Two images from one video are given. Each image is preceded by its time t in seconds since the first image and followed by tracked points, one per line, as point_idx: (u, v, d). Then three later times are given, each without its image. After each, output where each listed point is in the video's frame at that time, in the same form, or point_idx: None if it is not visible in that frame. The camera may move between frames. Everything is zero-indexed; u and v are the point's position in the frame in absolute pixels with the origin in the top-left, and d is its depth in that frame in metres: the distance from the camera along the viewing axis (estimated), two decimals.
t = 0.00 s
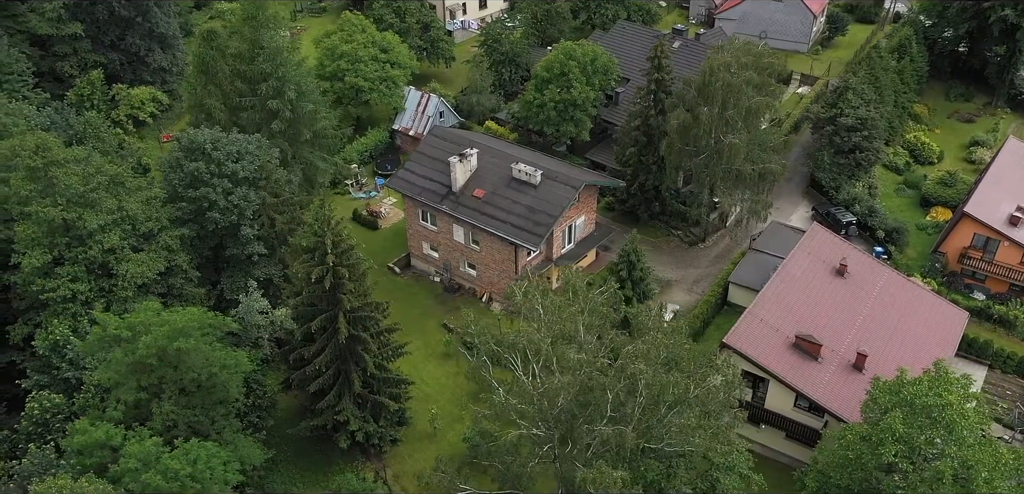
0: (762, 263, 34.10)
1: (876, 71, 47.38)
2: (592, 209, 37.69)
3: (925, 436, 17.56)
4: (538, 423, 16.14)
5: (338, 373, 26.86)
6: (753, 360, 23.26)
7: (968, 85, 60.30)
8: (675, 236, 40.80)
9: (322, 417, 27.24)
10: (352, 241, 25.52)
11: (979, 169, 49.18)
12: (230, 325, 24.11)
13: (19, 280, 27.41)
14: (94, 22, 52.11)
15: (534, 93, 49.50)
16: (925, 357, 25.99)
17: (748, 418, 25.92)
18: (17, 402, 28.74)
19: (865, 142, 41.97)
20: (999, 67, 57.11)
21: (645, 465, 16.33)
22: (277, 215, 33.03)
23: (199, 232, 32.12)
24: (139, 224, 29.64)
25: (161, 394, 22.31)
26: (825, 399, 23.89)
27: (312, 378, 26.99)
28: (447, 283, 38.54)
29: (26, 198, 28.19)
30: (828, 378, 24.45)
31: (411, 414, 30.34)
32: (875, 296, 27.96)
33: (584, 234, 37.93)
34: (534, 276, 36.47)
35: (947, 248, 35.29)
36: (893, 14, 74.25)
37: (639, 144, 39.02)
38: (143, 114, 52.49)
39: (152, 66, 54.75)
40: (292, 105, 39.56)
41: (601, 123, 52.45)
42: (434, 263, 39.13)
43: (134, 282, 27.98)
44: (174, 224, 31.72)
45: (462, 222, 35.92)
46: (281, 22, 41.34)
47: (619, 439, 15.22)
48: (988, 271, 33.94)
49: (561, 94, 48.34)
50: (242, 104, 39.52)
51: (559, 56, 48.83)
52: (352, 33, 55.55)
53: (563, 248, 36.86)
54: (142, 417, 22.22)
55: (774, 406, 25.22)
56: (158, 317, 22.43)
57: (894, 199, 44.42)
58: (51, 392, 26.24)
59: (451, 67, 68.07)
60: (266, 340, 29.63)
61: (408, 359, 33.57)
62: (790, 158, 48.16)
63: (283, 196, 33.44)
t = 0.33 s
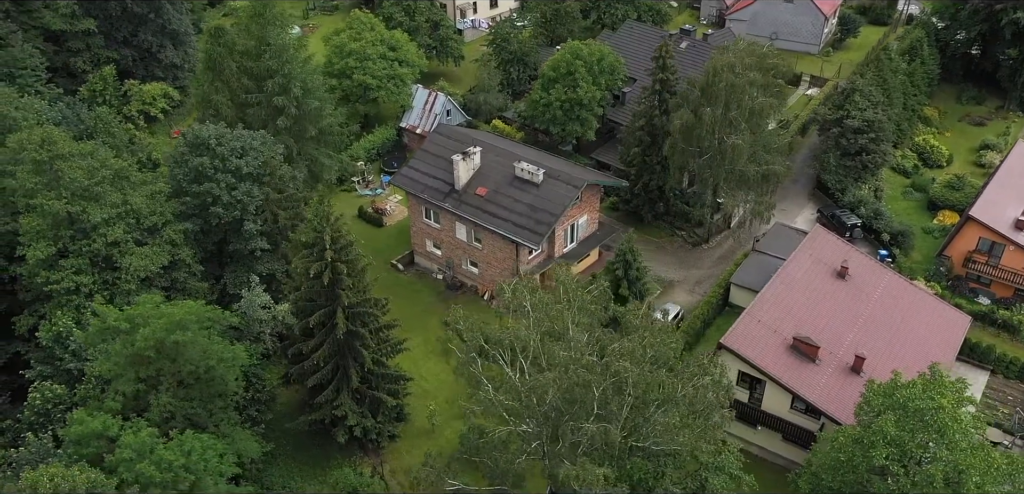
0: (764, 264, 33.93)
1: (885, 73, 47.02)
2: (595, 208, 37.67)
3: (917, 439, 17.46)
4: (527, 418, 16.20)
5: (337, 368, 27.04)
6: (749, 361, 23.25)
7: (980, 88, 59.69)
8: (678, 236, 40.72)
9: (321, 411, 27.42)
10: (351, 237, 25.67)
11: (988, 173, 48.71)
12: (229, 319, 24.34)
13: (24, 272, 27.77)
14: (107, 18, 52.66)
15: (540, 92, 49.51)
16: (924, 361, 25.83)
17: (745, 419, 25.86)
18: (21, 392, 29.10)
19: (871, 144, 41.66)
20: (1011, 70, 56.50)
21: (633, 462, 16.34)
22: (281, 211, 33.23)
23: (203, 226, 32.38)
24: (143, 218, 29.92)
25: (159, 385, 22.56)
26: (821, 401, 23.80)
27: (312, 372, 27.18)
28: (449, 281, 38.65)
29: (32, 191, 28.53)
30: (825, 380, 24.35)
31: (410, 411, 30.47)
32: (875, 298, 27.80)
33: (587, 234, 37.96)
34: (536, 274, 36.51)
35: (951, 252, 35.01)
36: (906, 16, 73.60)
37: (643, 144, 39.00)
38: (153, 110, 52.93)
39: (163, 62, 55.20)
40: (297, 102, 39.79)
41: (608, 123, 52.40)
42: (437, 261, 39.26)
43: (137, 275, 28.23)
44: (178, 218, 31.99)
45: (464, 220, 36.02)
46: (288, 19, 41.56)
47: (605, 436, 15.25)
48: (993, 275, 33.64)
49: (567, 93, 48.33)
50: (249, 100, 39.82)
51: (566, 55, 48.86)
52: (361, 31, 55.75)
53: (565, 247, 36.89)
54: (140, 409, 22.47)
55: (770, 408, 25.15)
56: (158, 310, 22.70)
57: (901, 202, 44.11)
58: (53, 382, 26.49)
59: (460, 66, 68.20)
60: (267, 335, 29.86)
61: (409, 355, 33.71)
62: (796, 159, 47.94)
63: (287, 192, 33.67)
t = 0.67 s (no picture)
0: (766, 265, 33.74)
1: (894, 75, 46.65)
2: (598, 208, 37.67)
3: (908, 442, 17.37)
4: (515, 416, 16.26)
5: (335, 364, 27.21)
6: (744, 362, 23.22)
7: (993, 91, 59.06)
8: (682, 237, 40.59)
9: (319, 406, 27.60)
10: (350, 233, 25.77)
11: (998, 177, 48.22)
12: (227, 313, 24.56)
13: (30, 264, 28.13)
14: (120, 14, 53.19)
15: (547, 91, 49.52)
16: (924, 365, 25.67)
17: (742, 420, 25.84)
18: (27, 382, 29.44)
19: (878, 147, 41.33)
20: None
21: (620, 460, 16.36)
22: (284, 207, 33.44)
23: (206, 221, 32.66)
24: (147, 212, 30.20)
25: (158, 377, 22.83)
26: (818, 404, 23.70)
27: (310, 367, 27.36)
28: (452, 279, 38.76)
29: (38, 184, 28.85)
30: (822, 383, 24.25)
31: (409, 407, 30.61)
32: (876, 302, 27.64)
33: (589, 233, 37.94)
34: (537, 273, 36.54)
35: (957, 256, 34.72)
36: (920, 18, 72.93)
37: (648, 144, 38.99)
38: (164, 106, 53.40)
39: (175, 58, 55.66)
40: (303, 99, 40.02)
41: (615, 123, 52.35)
42: (441, 259, 39.39)
43: (140, 269, 28.52)
44: (182, 213, 32.28)
45: (466, 218, 36.12)
46: (296, 17, 41.76)
47: (592, 433, 15.30)
48: (999, 280, 33.32)
49: (574, 93, 48.31)
50: (255, 97, 40.09)
51: (573, 55, 48.88)
52: (370, 29, 55.97)
53: (567, 246, 36.91)
54: (138, 400, 22.75)
55: (767, 409, 25.10)
56: (157, 302, 22.97)
57: (908, 206, 43.75)
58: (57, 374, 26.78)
59: (469, 65, 68.33)
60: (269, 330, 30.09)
61: (409, 352, 33.85)
62: (804, 161, 47.66)
63: (290, 189, 33.86)
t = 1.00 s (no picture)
0: (768, 267, 33.57)
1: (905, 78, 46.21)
2: (602, 207, 37.67)
3: (899, 445, 17.41)
4: (503, 412, 16.32)
5: (335, 358, 27.41)
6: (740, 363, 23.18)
7: (1008, 95, 58.33)
8: (687, 238, 40.50)
9: (318, 401, 27.81)
10: (350, 228, 25.97)
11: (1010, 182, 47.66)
12: (227, 305, 24.82)
13: (37, 256, 28.52)
14: (135, 10, 53.75)
15: (555, 90, 49.53)
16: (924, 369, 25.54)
17: (738, 421, 25.76)
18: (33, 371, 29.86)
19: (886, 150, 41.05)
20: None
21: (607, 457, 16.41)
22: (289, 202, 33.65)
23: (212, 215, 32.96)
24: (153, 206, 30.53)
25: (158, 368, 23.16)
26: (815, 406, 23.60)
27: (310, 362, 27.58)
28: (455, 276, 38.89)
29: (46, 176, 29.23)
30: (820, 386, 24.15)
31: (408, 403, 30.77)
32: (877, 304, 27.49)
33: (593, 233, 37.93)
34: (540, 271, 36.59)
35: (962, 261, 34.45)
36: (936, 21, 72.14)
37: (653, 144, 38.96)
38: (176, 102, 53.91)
39: (189, 54, 56.21)
40: (311, 96, 40.29)
41: (623, 123, 52.26)
42: (445, 256, 39.57)
43: (145, 261, 28.82)
44: (188, 207, 32.60)
45: (470, 216, 36.24)
46: (304, 14, 41.99)
47: (578, 430, 15.38)
48: (1005, 285, 32.98)
49: (581, 92, 48.30)
50: (263, 93, 40.41)
51: (581, 54, 48.87)
52: (380, 27, 56.19)
53: (570, 245, 36.92)
54: (137, 391, 23.01)
55: (764, 411, 25.00)
56: (158, 294, 23.33)
57: (916, 209, 43.37)
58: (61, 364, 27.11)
59: (480, 64, 68.44)
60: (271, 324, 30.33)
61: (410, 348, 34.00)
62: (812, 163, 47.40)
63: (295, 184, 34.14)
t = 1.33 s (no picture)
0: (771, 269, 33.42)
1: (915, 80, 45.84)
2: (605, 207, 37.66)
3: (890, 449, 17.37)
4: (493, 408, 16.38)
5: (334, 353, 27.56)
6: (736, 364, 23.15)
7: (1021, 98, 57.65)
8: (691, 239, 40.44)
9: (317, 395, 27.98)
10: (350, 224, 26.12)
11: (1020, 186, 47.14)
12: (227, 299, 25.05)
13: (43, 248, 28.87)
14: (148, 7, 54.21)
15: (561, 90, 49.51)
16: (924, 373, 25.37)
17: (735, 422, 25.73)
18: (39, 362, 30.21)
19: (893, 152, 40.78)
20: None
21: (596, 454, 16.43)
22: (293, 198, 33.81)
23: (216, 210, 33.23)
24: (158, 200, 30.82)
25: (158, 361, 23.41)
26: (811, 409, 23.51)
27: (310, 356, 27.76)
28: (458, 274, 39.03)
29: (52, 170, 29.56)
30: (817, 388, 24.04)
31: (407, 399, 30.89)
32: (878, 308, 27.33)
33: (596, 232, 37.93)
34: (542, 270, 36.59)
35: (967, 265, 34.17)
36: (949, 23, 71.41)
37: (658, 144, 38.92)
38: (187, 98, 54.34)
39: (201, 51, 56.68)
40: (317, 93, 40.53)
41: (630, 123, 52.18)
42: (448, 254, 39.73)
43: (149, 255, 29.09)
44: (193, 202, 32.89)
45: (473, 214, 36.34)
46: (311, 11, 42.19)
47: (565, 427, 15.45)
48: (1010, 289, 32.69)
49: (588, 92, 48.26)
50: (270, 90, 40.69)
51: (588, 53, 48.83)
52: (389, 25, 56.36)
53: (573, 245, 36.90)
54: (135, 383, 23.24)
55: (760, 412, 24.96)
56: (158, 288, 23.58)
57: (923, 213, 43.04)
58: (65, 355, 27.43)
59: (489, 63, 68.52)
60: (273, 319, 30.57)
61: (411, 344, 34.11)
62: (819, 165, 47.15)
63: (300, 181, 34.30)
